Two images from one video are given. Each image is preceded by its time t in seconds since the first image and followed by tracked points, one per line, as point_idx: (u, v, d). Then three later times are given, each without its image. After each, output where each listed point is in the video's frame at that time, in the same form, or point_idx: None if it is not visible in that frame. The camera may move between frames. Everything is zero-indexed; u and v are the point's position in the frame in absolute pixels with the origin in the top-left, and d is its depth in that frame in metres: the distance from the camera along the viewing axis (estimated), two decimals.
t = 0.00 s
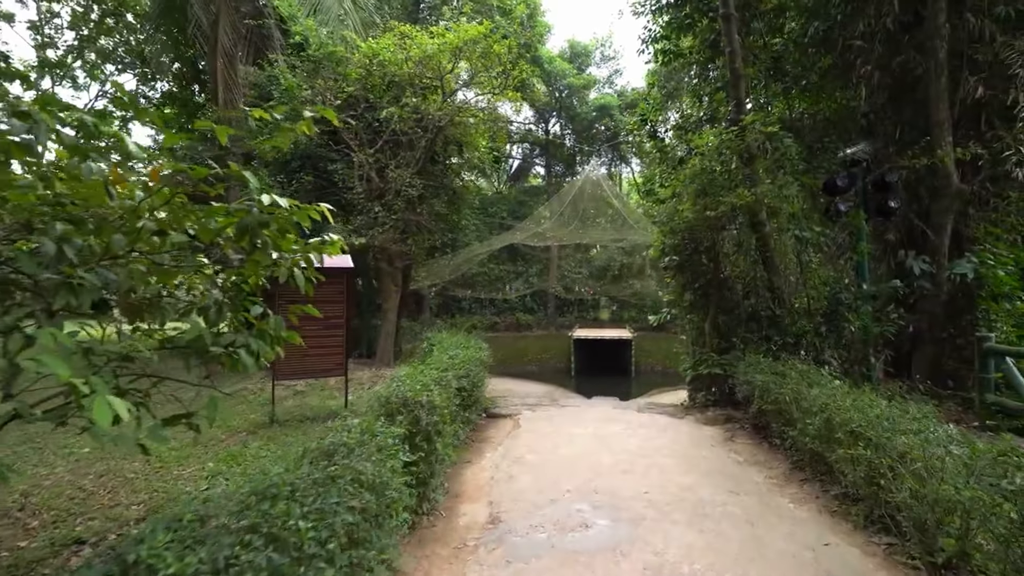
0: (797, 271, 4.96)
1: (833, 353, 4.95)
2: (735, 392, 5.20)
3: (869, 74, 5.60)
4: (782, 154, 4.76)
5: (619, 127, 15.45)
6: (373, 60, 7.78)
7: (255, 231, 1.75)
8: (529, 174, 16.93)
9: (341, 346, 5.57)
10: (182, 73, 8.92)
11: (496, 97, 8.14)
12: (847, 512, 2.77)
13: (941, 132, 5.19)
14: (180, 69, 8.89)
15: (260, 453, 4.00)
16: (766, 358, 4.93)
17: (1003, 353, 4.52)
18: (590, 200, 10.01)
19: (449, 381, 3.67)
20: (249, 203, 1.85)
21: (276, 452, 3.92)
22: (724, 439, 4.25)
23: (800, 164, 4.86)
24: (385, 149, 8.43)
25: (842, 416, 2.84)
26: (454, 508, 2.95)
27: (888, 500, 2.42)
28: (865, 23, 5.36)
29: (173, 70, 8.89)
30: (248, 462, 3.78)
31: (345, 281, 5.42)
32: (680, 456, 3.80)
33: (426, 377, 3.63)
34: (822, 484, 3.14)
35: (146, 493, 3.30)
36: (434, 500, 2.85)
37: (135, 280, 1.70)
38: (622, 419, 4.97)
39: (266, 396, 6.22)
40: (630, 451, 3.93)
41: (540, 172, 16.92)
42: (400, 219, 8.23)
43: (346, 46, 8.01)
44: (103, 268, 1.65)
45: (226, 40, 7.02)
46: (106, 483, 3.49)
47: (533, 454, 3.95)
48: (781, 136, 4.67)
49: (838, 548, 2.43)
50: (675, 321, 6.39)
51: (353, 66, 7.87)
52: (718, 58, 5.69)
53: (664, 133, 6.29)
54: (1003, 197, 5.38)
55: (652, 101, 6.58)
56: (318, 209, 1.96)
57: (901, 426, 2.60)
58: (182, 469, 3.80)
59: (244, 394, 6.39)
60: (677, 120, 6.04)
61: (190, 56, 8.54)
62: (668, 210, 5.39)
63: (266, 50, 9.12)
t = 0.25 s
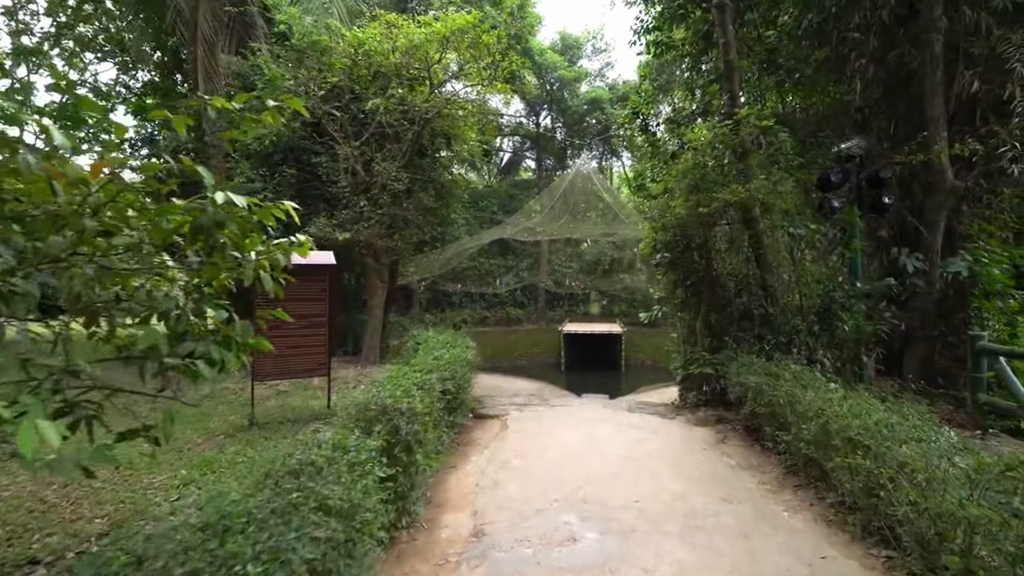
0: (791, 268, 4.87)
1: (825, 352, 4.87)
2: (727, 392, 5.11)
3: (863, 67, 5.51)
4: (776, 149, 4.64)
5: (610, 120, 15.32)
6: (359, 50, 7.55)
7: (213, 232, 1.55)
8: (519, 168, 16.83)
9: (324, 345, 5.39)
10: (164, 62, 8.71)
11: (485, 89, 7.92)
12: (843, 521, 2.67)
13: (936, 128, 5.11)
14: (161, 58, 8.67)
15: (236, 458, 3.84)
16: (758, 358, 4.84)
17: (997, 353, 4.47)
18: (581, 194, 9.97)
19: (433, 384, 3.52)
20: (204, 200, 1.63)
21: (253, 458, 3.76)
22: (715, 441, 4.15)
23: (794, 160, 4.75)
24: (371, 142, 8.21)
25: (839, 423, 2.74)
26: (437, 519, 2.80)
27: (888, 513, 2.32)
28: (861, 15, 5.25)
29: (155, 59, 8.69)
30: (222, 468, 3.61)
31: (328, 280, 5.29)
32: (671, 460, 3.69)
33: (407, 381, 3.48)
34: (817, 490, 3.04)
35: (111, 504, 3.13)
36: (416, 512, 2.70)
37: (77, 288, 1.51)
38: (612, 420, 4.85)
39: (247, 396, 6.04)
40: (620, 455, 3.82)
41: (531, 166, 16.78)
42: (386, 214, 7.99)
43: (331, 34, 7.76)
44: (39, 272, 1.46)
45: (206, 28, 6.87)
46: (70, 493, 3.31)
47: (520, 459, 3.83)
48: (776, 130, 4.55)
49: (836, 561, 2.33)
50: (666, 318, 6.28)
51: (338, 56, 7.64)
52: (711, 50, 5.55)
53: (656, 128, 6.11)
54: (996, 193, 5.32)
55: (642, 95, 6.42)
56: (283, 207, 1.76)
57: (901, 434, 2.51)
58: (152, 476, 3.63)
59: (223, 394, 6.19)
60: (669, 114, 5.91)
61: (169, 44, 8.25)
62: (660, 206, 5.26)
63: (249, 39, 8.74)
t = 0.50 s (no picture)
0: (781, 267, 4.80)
1: (815, 352, 4.82)
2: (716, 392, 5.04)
3: (854, 63, 5.45)
4: (768, 146, 4.56)
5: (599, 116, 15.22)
6: (342, 41, 7.33)
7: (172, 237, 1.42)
8: (508, 163, 16.70)
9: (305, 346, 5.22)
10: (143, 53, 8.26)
11: (473, 82, 7.73)
12: (837, 531, 2.60)
13: (925, 125, 5.07)
14: (140, 49, 8.25)
15: (210, 467, 3.67)
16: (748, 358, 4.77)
17: (982, 352, 4.44)
18: (568, 190, 9.99)
19: (415, 390, 3.39)
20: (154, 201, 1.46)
21: (226, 467, 3.59)
22: (705, 444, 4.08)
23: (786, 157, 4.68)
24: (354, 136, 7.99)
25: (834, 430, 2.66)
26: (418, 533, 2.68)
27: (885, 526, 2.24)
28: (852, 10, 5.18)
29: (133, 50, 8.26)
30: (194, 479, 3.45)
31: (308, 279, 5.13)
32: (661, 466, 3.60)
33: (388, 387, 3.34)
34: (809, 497, 2.97)
35: (73, 521, 2.95)
36: (395, 526, 2.58)
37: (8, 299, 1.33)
38: (601, 422, 4.76)
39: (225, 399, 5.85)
40: (609, 460, 3.72)
41: (519, 161, 16.65)
42: (370, 210, 7.72)
43: (313, 24, 7.53)
44: None
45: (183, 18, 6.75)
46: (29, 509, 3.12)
47: (505, 463, 3.71)
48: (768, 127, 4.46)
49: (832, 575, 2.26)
50: (654, 317, 6.21)
51: (320, 47, 7.41)
52: (701, 44, 5.45)
53: (645, 123, 5.97)
54: (984, 192, 5.31)
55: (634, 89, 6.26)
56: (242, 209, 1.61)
57: (899, 443, 2.44)
58: (119, 487, 3.45)
59: (201, 397, 5.99)
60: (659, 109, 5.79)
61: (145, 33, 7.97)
62: (649, 204, 5.16)
63: (230, 28, 8.46)
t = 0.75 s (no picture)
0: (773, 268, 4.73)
1: (807, 354, 4.77)
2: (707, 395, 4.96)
3: (845, 63, 5.40)
4: (760, 145, 4.49)
5: (587, 115, 15.15)
6: (325, 34, 7.13)
7: (119, 237, 1.25)
8: (496, 162, 16.57)
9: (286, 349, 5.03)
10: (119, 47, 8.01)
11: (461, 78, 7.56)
12: (836, 543, 2.52)
13: (916, 126, 5.04)
14: (117, 41, 8.00)
15: (183, 477, 3.49)
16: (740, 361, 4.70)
17: (971, 353, 4.42)
18: (556, 189, 9.99)
19: (399, 396, 3.24)
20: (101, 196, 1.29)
21: (200, 478, 3.42)
22: (697, 450, 4.00)
23: (781, 157, 4.61)
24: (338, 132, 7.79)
25: (832, 438, 2.58)
26: (400, 548, 2.54)
27: (888, 541, 2.16)
28: (844, 9, 5.12)
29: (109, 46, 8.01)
30: (165, 490, 3.27)
31: (290, 279, 4.97)
32: (653, 473, 3.50)
33: (370, 394, 3.19)
34: (805, 506, 2.89)
35: (32, 538, 2.76)
36: (377, 542, 2.44)
37: None
38: (591, 427, 4.65)
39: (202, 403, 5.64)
40: (600, 467, 3.62)
41: (507, 159, 16.54)
42: (355, 208, 7.51)
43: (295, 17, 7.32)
44: None
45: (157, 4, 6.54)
46: None
47: (493, 471, 3.59)
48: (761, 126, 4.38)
49: None
50: (645, 318, 6.12)
51: (303, 41, 7.21)
52: (693, 41, 5.37)
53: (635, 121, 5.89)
54: (973, 193, 5.30)
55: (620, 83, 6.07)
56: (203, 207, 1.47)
57: (900, 453, 2.36)
58: (84, 500, 3.26)
59: (177, 401, 5.77)
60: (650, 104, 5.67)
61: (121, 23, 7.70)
62: (640, 203, 5.05)
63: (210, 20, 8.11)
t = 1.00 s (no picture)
0: (768, 269, 4.64)
1: (802, 357, 4.69)
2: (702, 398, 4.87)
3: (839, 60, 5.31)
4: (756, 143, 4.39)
5: (577, 114, 15.06)
6: (310, 28, 6.94)
7: (55, 235, 1.09)
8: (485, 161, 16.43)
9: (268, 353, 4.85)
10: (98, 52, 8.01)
11: (450, 75, 7.39)
12: (839, 555, 2.42)
13: (909, 124, 5.00)
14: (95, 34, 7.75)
15: (156, 489, 3.31)
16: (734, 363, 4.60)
17: (965, 354, 4.37)
18: (546, 188, 9.97)
19: (384, 403, 3.09)
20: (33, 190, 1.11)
21: (175, 489, 3.24)
22: (692, 457, 3.90)
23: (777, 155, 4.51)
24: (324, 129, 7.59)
25: (834, 447, 2.48)
26: (384, 565, 2.40)
27: (896, 556, 2.05)
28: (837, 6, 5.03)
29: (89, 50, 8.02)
30: (137, 503, 3.10)
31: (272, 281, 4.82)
32: (648, 483, 3.39)
33: (354, 401, 3.04)
34: (806, 516, 2.79)
35: None
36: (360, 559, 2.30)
37: None
38: (583, 433, 4.54)
39: (181, 408, 5.44)
40: (592, 476, 3.50)
41: (497, 159, 16.44)
42: (341, 206, 7.30)
43: (279, 10, 7.15)
44: None
45: None
46: None
47: (483, 480, 3.45)
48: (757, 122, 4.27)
49: None
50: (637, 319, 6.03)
51: (288, 34, 7.03)
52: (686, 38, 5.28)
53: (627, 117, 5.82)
54: (965, 192, 5.27)
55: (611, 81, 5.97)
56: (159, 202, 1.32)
57: (907, 463, 2.27)
58: (49, 514, 3.07)
59: (155, 407, 5.56)
60: (642, 102, 5.57)
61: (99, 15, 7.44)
62: (633, 203, 4.95)
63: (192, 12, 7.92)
